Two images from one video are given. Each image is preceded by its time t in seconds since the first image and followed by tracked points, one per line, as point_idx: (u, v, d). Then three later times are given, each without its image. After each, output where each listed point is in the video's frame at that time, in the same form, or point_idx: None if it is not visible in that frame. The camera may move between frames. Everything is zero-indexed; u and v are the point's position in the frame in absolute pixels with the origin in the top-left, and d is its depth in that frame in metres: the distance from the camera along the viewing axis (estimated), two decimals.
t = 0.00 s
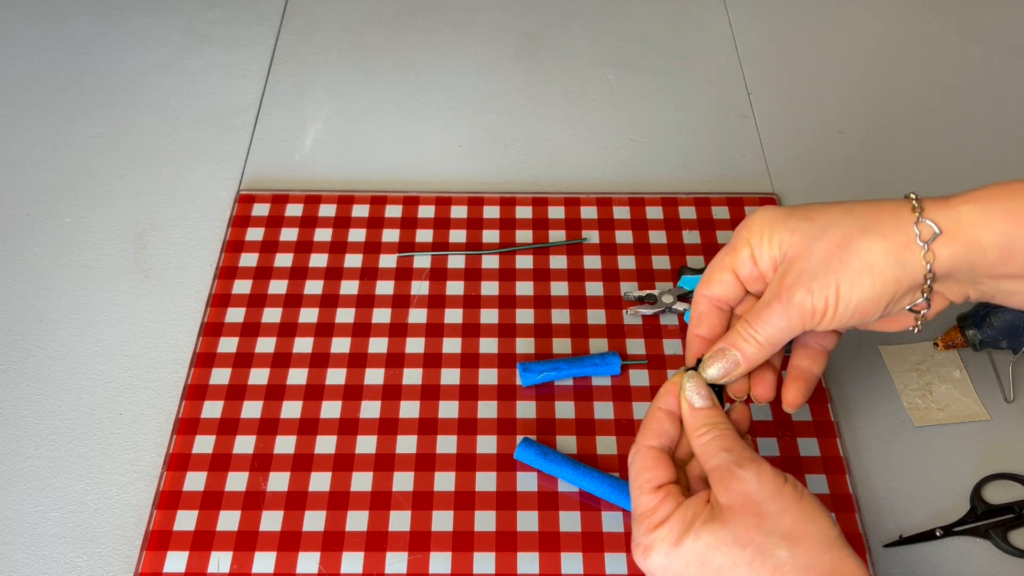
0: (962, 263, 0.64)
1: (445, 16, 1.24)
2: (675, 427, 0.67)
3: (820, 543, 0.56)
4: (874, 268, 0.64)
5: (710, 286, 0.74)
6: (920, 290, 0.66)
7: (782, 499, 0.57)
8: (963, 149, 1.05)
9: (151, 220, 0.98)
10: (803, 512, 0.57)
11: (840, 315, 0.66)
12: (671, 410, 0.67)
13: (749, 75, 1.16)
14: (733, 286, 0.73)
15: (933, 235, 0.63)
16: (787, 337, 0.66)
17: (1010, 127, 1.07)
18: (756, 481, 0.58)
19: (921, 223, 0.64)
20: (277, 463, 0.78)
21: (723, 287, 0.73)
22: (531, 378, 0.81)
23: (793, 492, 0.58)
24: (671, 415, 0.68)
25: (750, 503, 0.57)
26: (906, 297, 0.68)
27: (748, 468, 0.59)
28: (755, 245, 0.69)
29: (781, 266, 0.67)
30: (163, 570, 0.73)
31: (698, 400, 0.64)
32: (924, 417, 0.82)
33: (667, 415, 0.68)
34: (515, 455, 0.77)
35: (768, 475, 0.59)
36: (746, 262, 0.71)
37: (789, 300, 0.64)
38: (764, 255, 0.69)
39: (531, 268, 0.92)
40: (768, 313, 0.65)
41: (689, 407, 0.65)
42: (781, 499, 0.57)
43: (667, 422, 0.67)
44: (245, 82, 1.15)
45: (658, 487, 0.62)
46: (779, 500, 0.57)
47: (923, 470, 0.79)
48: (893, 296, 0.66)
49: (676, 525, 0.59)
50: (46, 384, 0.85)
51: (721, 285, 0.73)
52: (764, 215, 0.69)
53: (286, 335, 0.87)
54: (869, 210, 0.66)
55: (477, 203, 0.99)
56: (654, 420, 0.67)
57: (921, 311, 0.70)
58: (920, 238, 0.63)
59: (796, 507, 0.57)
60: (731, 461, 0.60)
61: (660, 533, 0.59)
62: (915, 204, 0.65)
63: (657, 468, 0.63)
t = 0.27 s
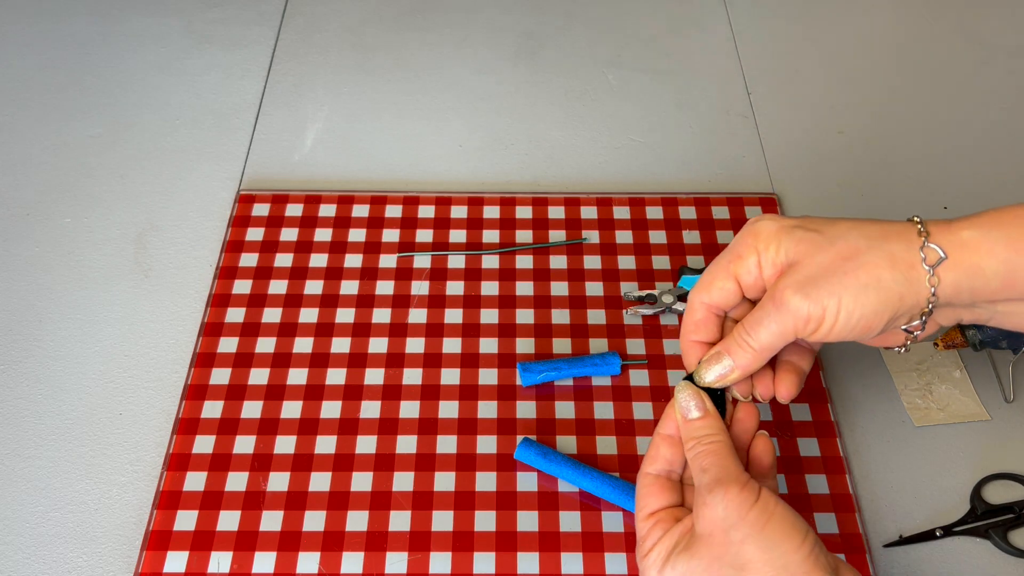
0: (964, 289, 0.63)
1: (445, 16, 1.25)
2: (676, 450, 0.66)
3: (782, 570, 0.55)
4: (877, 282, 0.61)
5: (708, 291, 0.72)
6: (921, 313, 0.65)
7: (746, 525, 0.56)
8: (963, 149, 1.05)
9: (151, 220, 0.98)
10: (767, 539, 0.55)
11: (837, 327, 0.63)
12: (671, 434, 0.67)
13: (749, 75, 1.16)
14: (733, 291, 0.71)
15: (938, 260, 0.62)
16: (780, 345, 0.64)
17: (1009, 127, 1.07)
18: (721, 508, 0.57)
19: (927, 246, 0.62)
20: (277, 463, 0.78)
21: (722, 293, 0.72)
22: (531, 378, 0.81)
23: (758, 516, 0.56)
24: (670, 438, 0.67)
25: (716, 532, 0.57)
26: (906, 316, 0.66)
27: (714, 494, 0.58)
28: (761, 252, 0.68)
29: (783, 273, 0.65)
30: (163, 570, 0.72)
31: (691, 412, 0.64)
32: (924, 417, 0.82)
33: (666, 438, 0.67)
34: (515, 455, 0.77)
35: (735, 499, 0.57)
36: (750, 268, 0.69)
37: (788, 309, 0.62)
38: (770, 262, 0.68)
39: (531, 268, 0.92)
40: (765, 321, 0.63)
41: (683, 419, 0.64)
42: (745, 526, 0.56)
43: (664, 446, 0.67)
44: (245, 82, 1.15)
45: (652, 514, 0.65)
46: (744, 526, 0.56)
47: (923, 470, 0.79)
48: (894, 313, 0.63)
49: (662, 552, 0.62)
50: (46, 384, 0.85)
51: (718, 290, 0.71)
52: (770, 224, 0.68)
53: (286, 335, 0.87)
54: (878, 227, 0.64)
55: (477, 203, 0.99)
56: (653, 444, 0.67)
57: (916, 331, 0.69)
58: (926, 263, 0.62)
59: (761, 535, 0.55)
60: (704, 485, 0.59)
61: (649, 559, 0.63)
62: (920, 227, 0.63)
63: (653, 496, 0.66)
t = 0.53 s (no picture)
0: (961, 287, 0.63)
1: (445, 16, 1.25)
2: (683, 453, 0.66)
3: None
4: (878, 265, 0.61)
5: (715, 310, 0.71)
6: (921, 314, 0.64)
7: (734, 535, 0.55)
8: (963, 149, 1.05)
9: (151, 220, 0.98)
10: (756, 551, 0.54)
11: (841, 313, 0.62)
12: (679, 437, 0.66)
13: (749, 75, 1.16)
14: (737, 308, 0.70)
15: (936, 252, 0.62)
16: (784, 333, 0.63)
17: (1010, 127, 1.07)
18: (711, 518, 0.56)
19: (925, 242, 0.63)
20: (277, 463, 0.78)
21: (727, 309, 0.70)
22: (531, 378, 0.81)
23: (747, 528, 0.55)
24: (678, 441, 0.67)
25: (709, 542, 0.57)
26: (910, 314, 0.64)
27: (705, 504, 0.57)
28: (765, 266, 0.68)
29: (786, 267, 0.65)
30: (163, 570, 0.72)
31: (698, 418, 0.63)
32: (924, 417, 0.82)
33: (675, 441, 0.67)
34: (515, 455, 0.77)
35: (725, 509, 0.56)
36: (755, 283, 0.69)
37: (790, 289, 0.61)
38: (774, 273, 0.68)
39: (531, 268, 0.92)
40: (768, 304, 0.62)
41: (692, 424, 0.64)
42: (732, 538, 0.55)
43: (671, 448, 0.66)
44: (245, 82, 1.15)
45: (658, 517, 0.66)
46: (732, 536, 0.55)
47: (923, 470, 0.79)
48: (898, 301, 0.62)
49: (666, 557, 0.63)
50: (46, 384, 0.85)
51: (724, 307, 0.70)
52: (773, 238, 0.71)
53: (286, 335, 0.87)
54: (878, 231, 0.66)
55: (477, 203, 0.99)
56: (661, 446, 0.67)
57: (919, 336, 0.68)
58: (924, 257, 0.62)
59: (747, 549, 0.54)
60: (699, 492, 0.59)
61: (654, 563, 0.64)
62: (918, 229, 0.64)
63: (660, 498, 0.66)
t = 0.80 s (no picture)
0: (965, 300, 0.62)
1: (445, 16, 1.25)
2: (693, 464, 0.66)
3: None
4: (881, 273, 0.62)
5: (716, 309, 0.71)
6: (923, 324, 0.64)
7: (773, 554, 0.55)
8: (963, 149, 1.05)
9: (151, 220, 0.98)
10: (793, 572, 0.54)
11: (839, 318, 0.62)
12: (688, 446, 0.67)
13: (749, 75, 1.16)
14: (737, 309, 0.71)
15: (940, 264, 0.62)
16: (781, 338, 0.63)
17: (1009, 127, 1.07)
18: (750, 534, 0.56)
19: (930, 253, 0.63)
20: (277, 463, 0.78)
21: (727, 309, 0.71)
22: (531, 378, 0.81)
23: (786, 548, 0.55)
24: (688, 451, 0.67)
25: (741, 557, 0.56)
26: (910, 324, 0.64)
27: (744, 520, 0.56)
28: (767, 269, 0.70)
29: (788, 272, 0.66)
30: (163, 570, 0.73)
31: (720, 443, 0.63)
32: (924, 417, 0.82)
33: (685, 451, 0.67)
34: (515, 455, 0.77)
35: (764, 527, 0.56)
36: (757, 285, 0.70)
37: (790, 293, 0.61)
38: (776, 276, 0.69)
39: (531, 268, 0.92)
40: (767, 307, 0.62)
41: (711, 449, 0.63)
42: (773, 556, 0.55)
43: (682, 459, 0.66)
44: (245, 82, 1.15)
45: (665, 527, 0.64)
46: (772, 556, 0.55)
47: (923, 470, 0.79)
48: (898, 309, 0.62)
49: (676, 566, 0.61)
50: (46, 384, 0.85)
51: (725, 306, 0.71)
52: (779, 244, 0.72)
53: (286, 335, 0.87)
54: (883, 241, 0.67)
55: (477, 203, 0.99)
56: (670, 455, 0.67)
57: (921, 347, 0.68)
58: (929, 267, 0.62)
59: (787, 566, 0.54)
60: (732, 510, 0.58)
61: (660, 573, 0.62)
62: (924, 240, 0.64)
63: (668, 508, 0.65)
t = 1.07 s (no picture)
0: (974, 303, 0.62)
1: (445, 15, 1.25)
2: (693, 462, 0.67)
3: None
4: (888, 277, 0.61)
5: (722, 291, 0.72)
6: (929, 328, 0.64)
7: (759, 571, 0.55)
8: (963, 149, 1.05)
9: (152, 220, 0.99)
10: None
11: (842, 321, 0.62)
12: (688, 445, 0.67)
13: (749, 75, 1.16)
14: (743, 293, 0.71)
15: (949, 268, 0.61)
16: (784, 337, 0.63)
17: (1009, 127, 1.07)
18: (736, 554, 0.56)
19: (939, 255, 0.62)
20: (277, 463, 0.78)
21: (733, 292, 0.71)
22: (531, 378, 0.81)
23: (773, 564, 0.55)
24: (688, 450, 0.67)
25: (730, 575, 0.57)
26: (913, 328, 0.64)
27: (730, 540, 0.57)
28: (777, 255, 0.70)
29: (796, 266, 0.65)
30: (163, 570, 0.73)
31: (716, 457, 0.63)
32: (924, 417, 0.82)
33: (685, 451, 0.67)
34: (515, 455, 0.78)
35: (751, 545, 0.56)
36: (765, 272, 0.70)
37: (795, 292, 0.61)
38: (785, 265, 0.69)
39: (531, 268, 0.92)
40: (772, 305, 0.62)
41: (709, 463, 0.63)
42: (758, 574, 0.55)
43: (682, 459, 0.67)
44: (245, 82, 1.15)
45: (667, 529, 0.66)
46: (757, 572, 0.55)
47: (923, 470, 0.79)
48: (901, 314, 0.62)
49: (675, 569, 0.63)
50: (46, 384, 0.85)
51: (733, 288, 0.71)
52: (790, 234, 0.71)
53: (286, 335, 0.87)
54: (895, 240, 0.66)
55: (477, 203, 0.99)
56: (671, 456, 0.68)
57: (924, 350, 0.67)
58: (936, 272, 0.61)
59: None
60: (722, 527, 0.59)
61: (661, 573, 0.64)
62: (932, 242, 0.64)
63: (669, 510, 0.66)
